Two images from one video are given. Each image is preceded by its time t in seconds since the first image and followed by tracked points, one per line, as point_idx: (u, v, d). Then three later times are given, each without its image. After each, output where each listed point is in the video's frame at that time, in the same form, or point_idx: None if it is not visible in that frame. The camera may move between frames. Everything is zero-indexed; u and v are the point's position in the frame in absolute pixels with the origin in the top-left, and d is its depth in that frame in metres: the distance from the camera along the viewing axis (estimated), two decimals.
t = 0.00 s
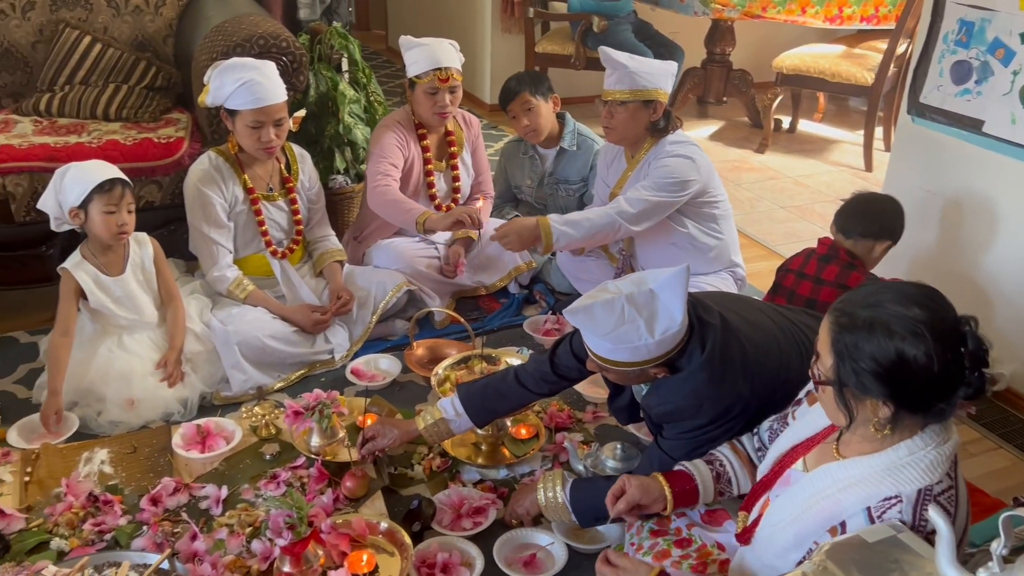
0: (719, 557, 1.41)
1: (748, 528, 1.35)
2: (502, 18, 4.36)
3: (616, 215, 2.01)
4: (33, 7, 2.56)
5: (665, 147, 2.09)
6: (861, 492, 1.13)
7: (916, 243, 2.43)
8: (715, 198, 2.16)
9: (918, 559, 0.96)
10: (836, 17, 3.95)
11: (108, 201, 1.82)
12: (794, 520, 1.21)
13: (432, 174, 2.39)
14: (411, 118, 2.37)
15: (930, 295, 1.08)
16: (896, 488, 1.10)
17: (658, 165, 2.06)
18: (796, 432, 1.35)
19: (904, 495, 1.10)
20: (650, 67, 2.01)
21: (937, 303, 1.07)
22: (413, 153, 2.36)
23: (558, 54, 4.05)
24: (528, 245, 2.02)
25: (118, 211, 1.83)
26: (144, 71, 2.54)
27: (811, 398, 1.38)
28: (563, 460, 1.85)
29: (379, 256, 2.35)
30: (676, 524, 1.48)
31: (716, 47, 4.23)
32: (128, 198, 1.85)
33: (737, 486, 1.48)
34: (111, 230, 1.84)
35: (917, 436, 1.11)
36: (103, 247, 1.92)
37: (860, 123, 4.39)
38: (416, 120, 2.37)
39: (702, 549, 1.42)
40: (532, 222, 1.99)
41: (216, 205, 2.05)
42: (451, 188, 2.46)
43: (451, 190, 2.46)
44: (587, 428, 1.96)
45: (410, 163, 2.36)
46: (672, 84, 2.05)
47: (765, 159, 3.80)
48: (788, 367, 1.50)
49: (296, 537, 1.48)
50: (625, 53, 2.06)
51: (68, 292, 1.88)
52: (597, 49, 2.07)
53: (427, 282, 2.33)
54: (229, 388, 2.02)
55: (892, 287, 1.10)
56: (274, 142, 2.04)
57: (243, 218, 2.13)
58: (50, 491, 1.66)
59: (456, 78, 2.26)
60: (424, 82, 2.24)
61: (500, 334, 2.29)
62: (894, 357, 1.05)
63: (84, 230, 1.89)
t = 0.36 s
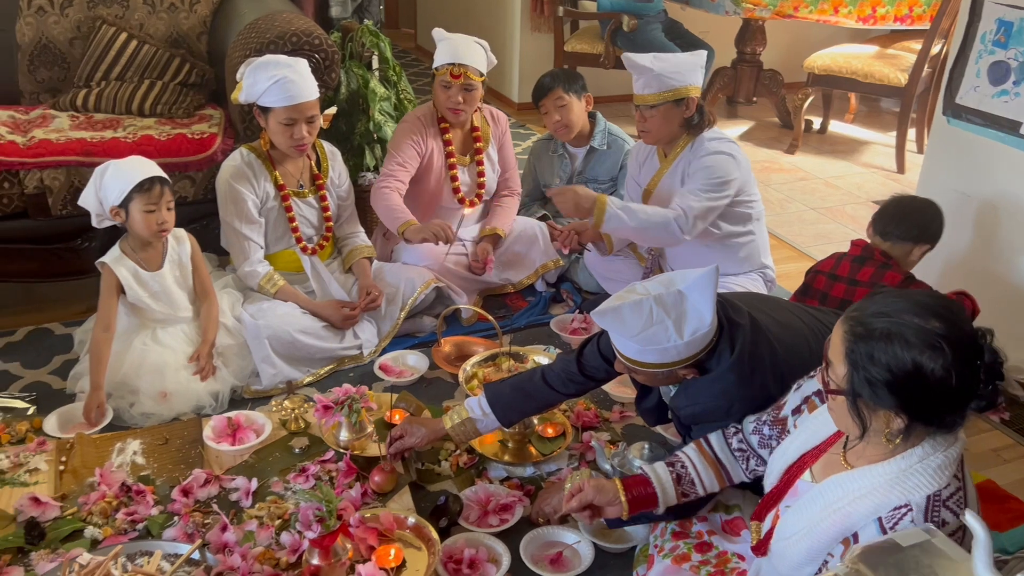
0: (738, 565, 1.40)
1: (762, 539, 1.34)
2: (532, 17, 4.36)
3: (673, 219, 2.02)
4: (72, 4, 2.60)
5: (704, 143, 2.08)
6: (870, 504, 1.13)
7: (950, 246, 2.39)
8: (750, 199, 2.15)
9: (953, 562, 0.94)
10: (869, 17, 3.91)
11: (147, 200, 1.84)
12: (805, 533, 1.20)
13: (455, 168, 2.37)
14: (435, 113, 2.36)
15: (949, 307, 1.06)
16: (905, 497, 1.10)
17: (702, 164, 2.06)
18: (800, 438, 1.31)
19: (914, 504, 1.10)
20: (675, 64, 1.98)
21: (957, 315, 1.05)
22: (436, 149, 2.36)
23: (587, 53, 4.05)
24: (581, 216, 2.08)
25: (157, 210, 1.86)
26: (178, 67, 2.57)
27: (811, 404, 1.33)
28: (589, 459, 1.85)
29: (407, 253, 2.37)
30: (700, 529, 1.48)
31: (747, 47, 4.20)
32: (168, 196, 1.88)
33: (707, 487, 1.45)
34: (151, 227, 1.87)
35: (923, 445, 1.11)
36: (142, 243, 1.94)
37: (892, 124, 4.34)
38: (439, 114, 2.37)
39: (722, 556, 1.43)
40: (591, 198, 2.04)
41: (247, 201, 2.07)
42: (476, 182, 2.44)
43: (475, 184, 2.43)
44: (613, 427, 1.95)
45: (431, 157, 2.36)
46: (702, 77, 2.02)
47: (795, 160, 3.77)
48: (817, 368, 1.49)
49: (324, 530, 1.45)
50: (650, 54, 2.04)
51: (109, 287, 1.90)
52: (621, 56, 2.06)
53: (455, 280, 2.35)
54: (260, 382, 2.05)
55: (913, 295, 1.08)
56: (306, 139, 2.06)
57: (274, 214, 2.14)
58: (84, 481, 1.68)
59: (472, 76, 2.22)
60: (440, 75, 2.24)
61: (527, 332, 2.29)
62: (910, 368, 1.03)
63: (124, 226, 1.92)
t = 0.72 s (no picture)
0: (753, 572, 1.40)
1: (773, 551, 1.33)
2: (558, 17, 4.36)
3: (707, 239, 2.07)
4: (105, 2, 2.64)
5: (740, 144, 2.07)
6: (865, 517, 1.14)
7: (981, 250, 2.36)
8: (784, 204, 2.14)
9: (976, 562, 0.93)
10: (899, 18, 3.88)
11: (182, 206, 1.86)
12: (806, 545, 1.22)
13: (478, 166, 2.37)
14: (459, 113, 2.37)
15: (937, 320, 1.06)
16: (899, 510, 1.11)
17: (741, 172, 2.04)
18: (801, 449, 1.31)
19: (909, 516, 1.10)
20: (699, 66, 1.97)
21: (943, 329, 1.05)
22: (460, 149, 2.36)
23: (613, 53, 4.04)
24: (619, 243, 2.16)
25: (192, 214, 1.88)
26: (208, 65, 2.60)
27: (810, 414, 1.32)
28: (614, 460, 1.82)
29: (433, 254, 2.38)
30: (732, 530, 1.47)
31: (774, 47, 4.17)
32: (202, 200, 1.89)
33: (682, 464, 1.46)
34: (188, 232, 1.89)
35: (913, 457, 1.11)
36: (178, 246, 1.96)
37: (921, 127, 4.30)
38: (463, 114, 2.37)
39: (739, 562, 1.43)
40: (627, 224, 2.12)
41: (276, 199, 2.09)
42: (500, 180, 2.44)
43: (499, 184, 2.43)
44: (638, 428, 1.95)
45: (454, 156, 2.36)
46: (730, 75, 2.01)
47: (823, 162, 3.74)
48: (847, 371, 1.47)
49: (351, 525, 1.48)
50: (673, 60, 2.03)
51: (146, 290, 1.92)
52: (645, 65, 2.06)
53: (479, 279, 2.36)
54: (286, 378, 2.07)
55: (901, 308, 1.08)
56: (337, 136, 2.07)
57: (302, 212, 2.16)
58: (114, 473, 1.71)
59: (495, 79, 2.21)
60: (463, 75, 2.24)
61: (552, 332, 2.29)
62: (893, 382, 1.03)
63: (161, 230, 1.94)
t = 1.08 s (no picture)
0: None
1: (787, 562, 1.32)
2: (580, 18, 4.36)
3: (728, 240, 2.06)
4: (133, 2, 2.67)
5: (761, 145, 2.06)
6: (875, 528, 1.13)
7: (1007, 254, 2.34)
8: (806, 206, 2.12)
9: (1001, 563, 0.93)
10: (925, 20, 3.86)
11: (215, 210, 1.89)
12: (817, 557, 1.21)
13: (500, 168, 2.38)
14: (482, 114, 2.38)
15: (941, 341, 1.05)
16: (911, 522, 1.10)
17: (762, 174, 2.04)
18: (814, 461, 1.30)
19: (920, 528, 1.09)
20: (721, 67, 1.97)
21: (948, 350, 1.04)
22: (483, 150, 2.37)
23: (635, 55, 4.03)
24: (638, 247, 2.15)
25: (225, 219, 1.90)
26: (234, 64, 2.62)
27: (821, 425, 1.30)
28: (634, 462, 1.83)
29: (456, 253, 2.38)
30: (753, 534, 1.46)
31: (798, 49, 4.15)
32: (235, 204, 1.92)
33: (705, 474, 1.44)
34: (219, 236, 1.91)
35: (922, 473, 1.10)
36: (205, 249, 1.97)
37: (945, 130, 4.26)
38: (486, 115, 2.38)
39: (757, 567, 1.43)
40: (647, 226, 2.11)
41: (302, 195, 2.10)
42: (522, 182, 2.45)
43: (521, 185, 2.44)
44: (658, 430, 1.94)
45: (475, 157, 2.36)
46: (751, 76, 2.00)
47: (846, 165, 3.72)
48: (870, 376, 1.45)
49: (372, 523, 1.49)
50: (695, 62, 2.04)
51: (173, 291, 1.93)
52: (666, 66, 2.07)
53: (500, 279, 2.37)
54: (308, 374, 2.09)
55: (906, 327, 1.07)
56: (361, 136, 2.08)
57: (328, 209, 2.17)
58: (139, 466, 1.73)
59: (518, 79, 2.22)
60: (487, 76, 2.25)
61: (573, 332, 2.30)
62: (893, 404, 1.03)
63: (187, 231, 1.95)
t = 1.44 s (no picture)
0: None
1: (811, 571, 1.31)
2: (605, 20, 4.36)
3: (753, 244, 2.05)
4: (164, 3, 2.71)
5: (788, 149, 2.04)
6: (902, 537, 1.12)
7: None
8: (831, 211, 2.11)
9: None
10: (953, 24, 3.81)
11: (261, 207, 1.95)
12: (843, 563, 1.19)
13: (524, 170, 2.38)
14: (506, 117, 2.39)
15: (969, 357, 1.04)
16: (938, 532, 1.09)
17: (787, 178, 2.03)
18: (837, 470, 1.29)
19: (948, 538, 1.08)
20: (747, 71, 1.97)
21: (975, 366, 1.03)
22: (507, 152, 2.37)
23: (659, 57, 4.03)
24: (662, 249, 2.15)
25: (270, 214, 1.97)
26: (262, 65, 2.65)
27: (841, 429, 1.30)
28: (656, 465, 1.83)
29: (480, 253, 2.39)
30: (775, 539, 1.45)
31: (823, 53, 4.12)
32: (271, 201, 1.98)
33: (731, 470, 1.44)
34: (262, 233, 1.97)
35: (949, 485, 1.09)
36: (236, 246, 2.01)
37: (973, 135, 4.22)
38: (511, 117, 2.39)
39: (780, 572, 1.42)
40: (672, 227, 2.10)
41: (329, 193, 2.12)
42: (545, 184, 2.45)
43: (545, 187, 2.45)
44: (680, 433, 1.94)
45: (499, 159, 2.37)
46: (777, 79, 2.00)
47: (871, 169, 3.70)
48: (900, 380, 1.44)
49: (397, 520, 1.48)
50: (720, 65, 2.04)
51: (203, 287, 1.97)
52: (691, 70, 2.07)
53: (523, 280, 2.38)
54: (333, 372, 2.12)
55: (933, 342, 1.06)
56: (373, 138, 2.09)
57: (354, 207, 2.19)
58: (166, 461, 1.75)
59: (544, 81, 2.22)
60: (513, 78, 2.26)
61: (595, 334, 2.30)
62: (918, 420, 1.02)
63: (219, 229, 1.98)
